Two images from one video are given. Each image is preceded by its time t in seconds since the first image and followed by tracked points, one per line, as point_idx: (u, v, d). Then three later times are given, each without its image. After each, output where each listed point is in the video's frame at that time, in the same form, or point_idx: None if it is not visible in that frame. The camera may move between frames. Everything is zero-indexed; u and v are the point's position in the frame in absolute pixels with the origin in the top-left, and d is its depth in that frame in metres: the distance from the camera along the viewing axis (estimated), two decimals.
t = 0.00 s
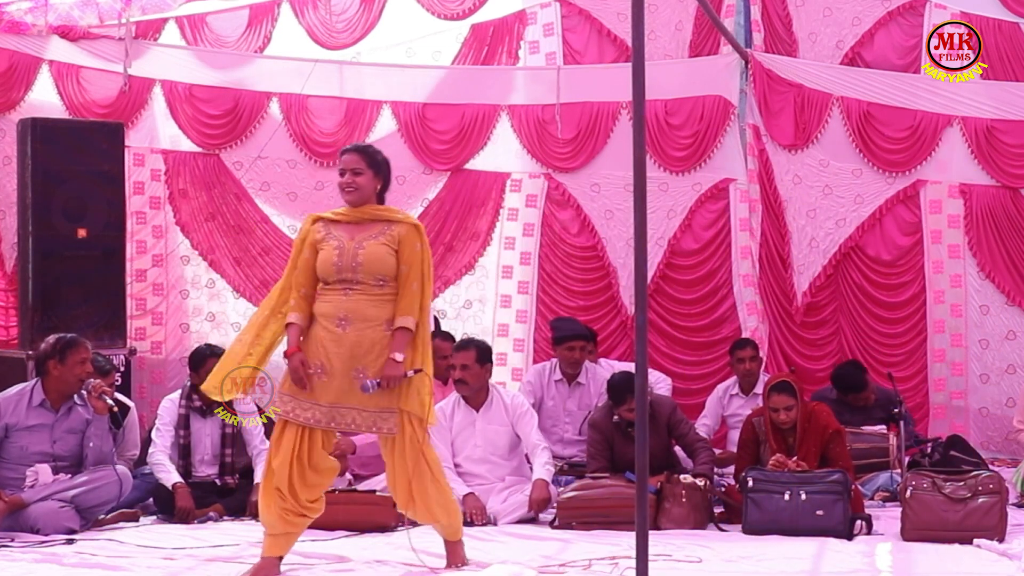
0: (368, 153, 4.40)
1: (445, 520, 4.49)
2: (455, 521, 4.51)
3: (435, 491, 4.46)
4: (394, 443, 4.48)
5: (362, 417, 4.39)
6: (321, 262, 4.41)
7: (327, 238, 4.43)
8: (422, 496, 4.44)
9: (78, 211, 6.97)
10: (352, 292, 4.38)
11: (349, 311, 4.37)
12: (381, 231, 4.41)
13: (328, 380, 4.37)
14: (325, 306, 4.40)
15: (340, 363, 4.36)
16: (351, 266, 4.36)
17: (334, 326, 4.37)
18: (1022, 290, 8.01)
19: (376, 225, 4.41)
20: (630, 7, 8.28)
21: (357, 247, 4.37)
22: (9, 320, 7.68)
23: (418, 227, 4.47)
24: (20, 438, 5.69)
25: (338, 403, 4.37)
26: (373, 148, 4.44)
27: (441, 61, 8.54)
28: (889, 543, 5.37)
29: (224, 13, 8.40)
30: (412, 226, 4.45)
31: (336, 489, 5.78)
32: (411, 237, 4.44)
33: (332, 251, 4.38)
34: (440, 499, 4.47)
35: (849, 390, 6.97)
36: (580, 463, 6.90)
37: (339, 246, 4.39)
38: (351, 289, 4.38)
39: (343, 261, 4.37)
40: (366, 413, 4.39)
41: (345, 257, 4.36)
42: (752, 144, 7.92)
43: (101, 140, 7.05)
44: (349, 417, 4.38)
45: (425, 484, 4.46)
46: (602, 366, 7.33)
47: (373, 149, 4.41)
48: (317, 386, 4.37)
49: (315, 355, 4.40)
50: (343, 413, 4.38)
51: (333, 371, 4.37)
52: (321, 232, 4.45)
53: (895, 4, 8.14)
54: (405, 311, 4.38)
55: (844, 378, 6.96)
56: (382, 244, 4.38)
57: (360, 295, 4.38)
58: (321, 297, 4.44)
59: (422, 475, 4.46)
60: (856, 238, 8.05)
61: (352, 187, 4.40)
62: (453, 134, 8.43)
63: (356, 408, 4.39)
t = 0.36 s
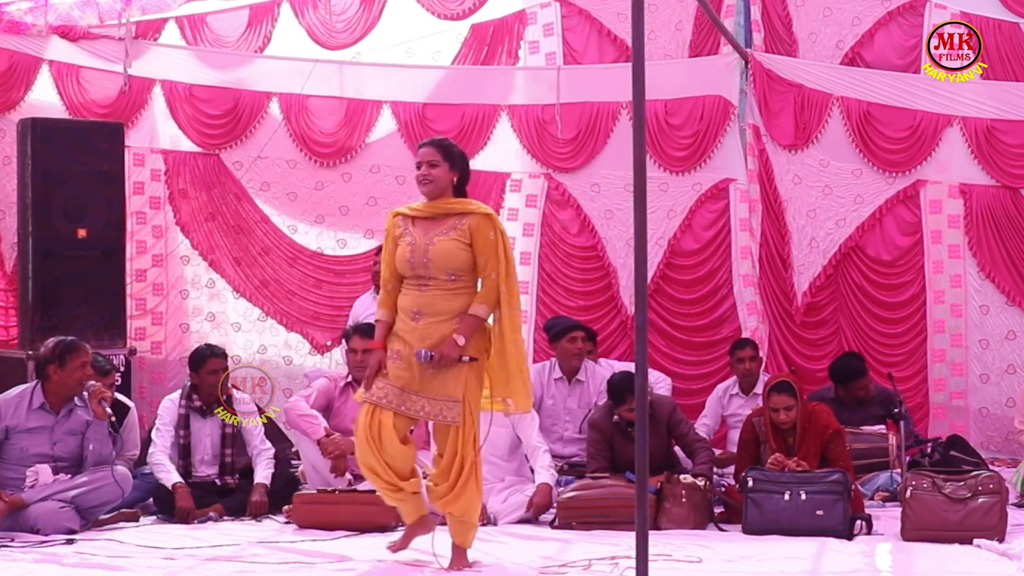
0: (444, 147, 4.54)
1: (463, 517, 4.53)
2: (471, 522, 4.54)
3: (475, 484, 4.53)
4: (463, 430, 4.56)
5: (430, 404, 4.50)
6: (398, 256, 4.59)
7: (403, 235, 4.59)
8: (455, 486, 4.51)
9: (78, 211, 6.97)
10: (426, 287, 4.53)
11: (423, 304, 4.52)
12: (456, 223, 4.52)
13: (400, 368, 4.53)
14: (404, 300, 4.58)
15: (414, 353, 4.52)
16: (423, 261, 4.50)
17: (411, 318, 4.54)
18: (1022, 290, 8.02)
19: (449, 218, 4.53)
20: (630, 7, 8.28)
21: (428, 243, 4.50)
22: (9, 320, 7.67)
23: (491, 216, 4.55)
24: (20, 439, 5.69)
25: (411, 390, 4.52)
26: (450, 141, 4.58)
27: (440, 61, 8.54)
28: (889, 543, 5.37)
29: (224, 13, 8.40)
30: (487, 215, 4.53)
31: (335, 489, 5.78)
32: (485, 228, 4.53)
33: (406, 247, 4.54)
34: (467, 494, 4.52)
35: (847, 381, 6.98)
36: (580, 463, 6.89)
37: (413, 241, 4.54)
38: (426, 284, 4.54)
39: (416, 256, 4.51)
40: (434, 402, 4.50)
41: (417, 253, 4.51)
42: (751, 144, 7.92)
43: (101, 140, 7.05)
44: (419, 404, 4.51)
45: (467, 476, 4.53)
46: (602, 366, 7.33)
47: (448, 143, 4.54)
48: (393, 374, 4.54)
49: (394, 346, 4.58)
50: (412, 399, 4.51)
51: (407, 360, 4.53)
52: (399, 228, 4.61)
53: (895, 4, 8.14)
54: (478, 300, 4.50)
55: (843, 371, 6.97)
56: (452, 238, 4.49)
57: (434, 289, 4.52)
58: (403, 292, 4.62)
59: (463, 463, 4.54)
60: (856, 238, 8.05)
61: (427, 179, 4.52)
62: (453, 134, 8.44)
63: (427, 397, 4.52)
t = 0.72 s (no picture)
0: (480, 160, 4.64)
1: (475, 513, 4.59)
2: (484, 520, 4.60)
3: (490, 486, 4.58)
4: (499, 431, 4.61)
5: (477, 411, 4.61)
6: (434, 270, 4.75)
7: (438, 246, 4.73)
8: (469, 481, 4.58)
9: (78, 211, 6.97)
10: (466, 297, 4.68)
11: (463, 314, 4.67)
12: (491, 234, 4.68)
13: (449, 382, 4.66)
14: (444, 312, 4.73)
15: (458, 362, 4.65)
16: (463, 273, 4.66)
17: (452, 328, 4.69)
18: (1022, 290, 8.02)
19: (485, 231, 4.68)
20: (630, 7, 8.28)
21: (467, 255, 4.65)
22: (9, 320, 7.66)
23: (524, 226, 4.71)
24: (21, 439, 5.68)
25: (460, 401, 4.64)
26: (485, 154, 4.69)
27: (441, 61, 8.54)
28: (889, 543, 5.37)
29: (224, 13, 8.40)
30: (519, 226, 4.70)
31: (335, 489, 5.77)
32: (517, 238, 4.69)
33: (444, 260, 4.69)
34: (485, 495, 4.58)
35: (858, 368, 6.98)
36: (580, 463, 6.87)
37: (450, 254, 4.68)
38: (464, 295, 4.69)
39: (455, 269, 4.66)
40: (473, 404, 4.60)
41: (456, 266, 4.66)
42: (751, 144, 7.92)
43: (101, 140, 7.05)
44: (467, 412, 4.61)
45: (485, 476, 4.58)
46: (603, 366, 7.33)
47: (484, 157, 4.65)
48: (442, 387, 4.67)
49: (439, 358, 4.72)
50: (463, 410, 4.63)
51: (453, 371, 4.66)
52: (433, 239, 4.76)
53: (895, 4, 8.14)
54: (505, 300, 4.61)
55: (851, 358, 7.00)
56: (490, 250, 4.65)
57: (473, 299, 4.67)
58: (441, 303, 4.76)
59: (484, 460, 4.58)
60: (856, 238, 8.05)
61: (467, 194, 4.66)
62: (453, 134, 8.44)
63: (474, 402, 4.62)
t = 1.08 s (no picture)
0: (494, 163, 4.69)
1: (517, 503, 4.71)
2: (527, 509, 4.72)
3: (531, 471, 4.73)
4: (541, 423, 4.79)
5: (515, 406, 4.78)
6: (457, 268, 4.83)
7: (459, 244, 4.81)
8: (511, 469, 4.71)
9: (77, 211, 6.96)
10: (493, 295, 4.79)
11: (493, 312, 4.78)
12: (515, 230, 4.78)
13: (480, 378, 4.79)
14: (471, 309, 4.82)
15: (492, 359, 4.78)
16: (489, 271, 4.75)
17: (482, 326, 4.79)
18: (1022, 290, 8.02)
19: (506, 227, 4.78)
20: (630, 7, 8.28)
21: (492, 253, 4.74)
22: (8, 319, 7.65)
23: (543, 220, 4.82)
24: (18, 439, 5.68)
25: (494, 395, 4.79)
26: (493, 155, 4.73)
27: (441, 61, 8.53)
28: (889, 543, 5.37)
29: (224, 13, 8.40)
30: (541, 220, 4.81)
31: (335, 489, 5.77)
32: (540, 232, 4.81)
33: (468, 258, 4.76)
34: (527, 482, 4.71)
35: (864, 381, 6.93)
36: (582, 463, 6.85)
37: (474, 253, 4.76)
38: (491, 293, 4.79)
39: (479, 267, 4.75)
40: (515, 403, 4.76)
41: (482, 265, 4.75)
42: (751, 144, 7.93)
43: (101, 139, 7.04)
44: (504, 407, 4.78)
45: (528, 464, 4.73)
46: (603, 366, 7.34)
47: (496, 161, 4.70)
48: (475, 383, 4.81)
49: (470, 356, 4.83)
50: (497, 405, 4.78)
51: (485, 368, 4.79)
52: (453, 237, 4.83)
53: (895, 4, 8.14)
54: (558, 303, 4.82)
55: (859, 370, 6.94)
56: (515, 246, 4.75)
57: (500, 297, 4.78)
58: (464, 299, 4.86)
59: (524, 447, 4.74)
60: (856, 238, 8.05)
61: (481, 202, 4.73)
62: (453, 134, 8.44)
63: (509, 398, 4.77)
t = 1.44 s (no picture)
0: (495, 173, 4.63)
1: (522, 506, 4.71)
2: (532, 513, 4.72)
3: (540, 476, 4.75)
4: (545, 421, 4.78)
5: (507, 404, 4.73)
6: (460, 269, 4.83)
7: (462, 246, 4.80)
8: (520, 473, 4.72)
9: (77, 211, 6.96)
10: (494, 297, 4.77)
11: (492, 312, 4.76)
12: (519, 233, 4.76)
13: (477, 376, 4.79)
14: (472, 309, 4.82)
15: (489, 359, 4.76)
16: (490, 274, 4.73)
17: (482, 326, 4.78)
18: (1022, 290, 8.02)
19: (508, 231, 4.75)
20: (630, 7, 8.29)
21: (493, 256, 4.72)
22: (8, 320, 7.63)
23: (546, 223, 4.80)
24: (14, 440, 5.68)
25: (489, 395, 4.76)
26: (496, 162, 4.66)
27: (441, 61, 8.53)
28: (889, 543, 5.37)
29: (224, 13, 8.40)
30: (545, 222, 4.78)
31: (335, 489, 5.77)
32: (543, 235, 4.79)
33: (469, 261, 4.75)
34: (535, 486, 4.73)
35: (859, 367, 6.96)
36: (581, 463, 6.84)
37: (475, 255, 4.75)
38: (491, 294, 4.77)
39: (480, 269, 4.74)
40: (510, 400, 4.73)
41: (483, 268, 4.74)
42: (751, 144, 7.93)
43: (101, 140, 7.04)
44: (497, 407, 4.74)
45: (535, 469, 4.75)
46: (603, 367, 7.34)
47: (498, 168, 4.63)
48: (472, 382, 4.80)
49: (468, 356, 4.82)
50: (492, 403, 4.76)
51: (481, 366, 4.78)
52: (456, 240, 4.82)
53: (895, 4, 8.14)
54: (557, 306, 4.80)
55: (851, 358, 6.98)
56: (516, 249, 4.73)
57: (501, 298, 4.76)
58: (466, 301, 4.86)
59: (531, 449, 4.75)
60: (856, 238, 8.05)
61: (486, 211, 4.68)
62: (453, 134, 8.44)
63: (504, 396, 4.74)
